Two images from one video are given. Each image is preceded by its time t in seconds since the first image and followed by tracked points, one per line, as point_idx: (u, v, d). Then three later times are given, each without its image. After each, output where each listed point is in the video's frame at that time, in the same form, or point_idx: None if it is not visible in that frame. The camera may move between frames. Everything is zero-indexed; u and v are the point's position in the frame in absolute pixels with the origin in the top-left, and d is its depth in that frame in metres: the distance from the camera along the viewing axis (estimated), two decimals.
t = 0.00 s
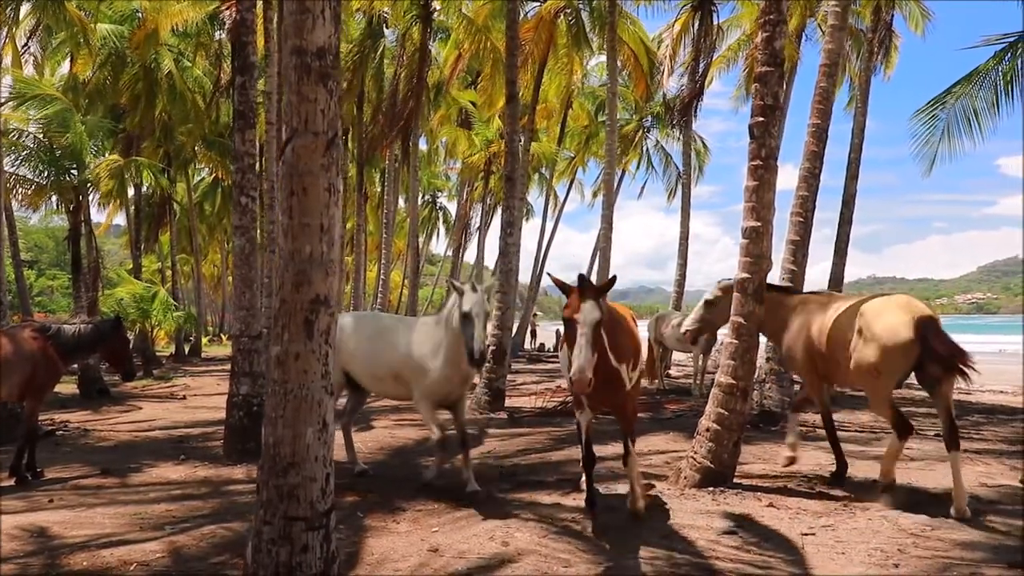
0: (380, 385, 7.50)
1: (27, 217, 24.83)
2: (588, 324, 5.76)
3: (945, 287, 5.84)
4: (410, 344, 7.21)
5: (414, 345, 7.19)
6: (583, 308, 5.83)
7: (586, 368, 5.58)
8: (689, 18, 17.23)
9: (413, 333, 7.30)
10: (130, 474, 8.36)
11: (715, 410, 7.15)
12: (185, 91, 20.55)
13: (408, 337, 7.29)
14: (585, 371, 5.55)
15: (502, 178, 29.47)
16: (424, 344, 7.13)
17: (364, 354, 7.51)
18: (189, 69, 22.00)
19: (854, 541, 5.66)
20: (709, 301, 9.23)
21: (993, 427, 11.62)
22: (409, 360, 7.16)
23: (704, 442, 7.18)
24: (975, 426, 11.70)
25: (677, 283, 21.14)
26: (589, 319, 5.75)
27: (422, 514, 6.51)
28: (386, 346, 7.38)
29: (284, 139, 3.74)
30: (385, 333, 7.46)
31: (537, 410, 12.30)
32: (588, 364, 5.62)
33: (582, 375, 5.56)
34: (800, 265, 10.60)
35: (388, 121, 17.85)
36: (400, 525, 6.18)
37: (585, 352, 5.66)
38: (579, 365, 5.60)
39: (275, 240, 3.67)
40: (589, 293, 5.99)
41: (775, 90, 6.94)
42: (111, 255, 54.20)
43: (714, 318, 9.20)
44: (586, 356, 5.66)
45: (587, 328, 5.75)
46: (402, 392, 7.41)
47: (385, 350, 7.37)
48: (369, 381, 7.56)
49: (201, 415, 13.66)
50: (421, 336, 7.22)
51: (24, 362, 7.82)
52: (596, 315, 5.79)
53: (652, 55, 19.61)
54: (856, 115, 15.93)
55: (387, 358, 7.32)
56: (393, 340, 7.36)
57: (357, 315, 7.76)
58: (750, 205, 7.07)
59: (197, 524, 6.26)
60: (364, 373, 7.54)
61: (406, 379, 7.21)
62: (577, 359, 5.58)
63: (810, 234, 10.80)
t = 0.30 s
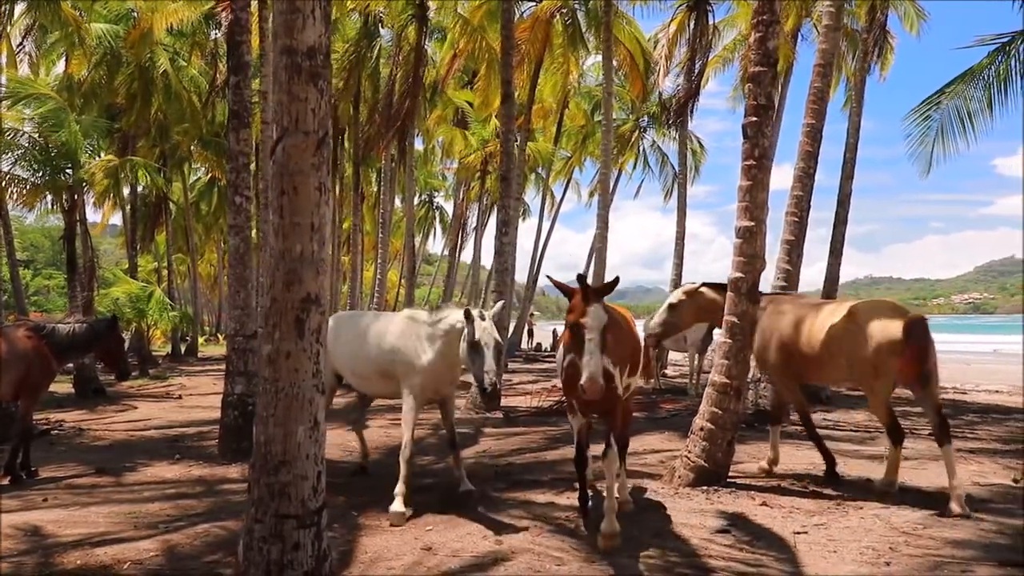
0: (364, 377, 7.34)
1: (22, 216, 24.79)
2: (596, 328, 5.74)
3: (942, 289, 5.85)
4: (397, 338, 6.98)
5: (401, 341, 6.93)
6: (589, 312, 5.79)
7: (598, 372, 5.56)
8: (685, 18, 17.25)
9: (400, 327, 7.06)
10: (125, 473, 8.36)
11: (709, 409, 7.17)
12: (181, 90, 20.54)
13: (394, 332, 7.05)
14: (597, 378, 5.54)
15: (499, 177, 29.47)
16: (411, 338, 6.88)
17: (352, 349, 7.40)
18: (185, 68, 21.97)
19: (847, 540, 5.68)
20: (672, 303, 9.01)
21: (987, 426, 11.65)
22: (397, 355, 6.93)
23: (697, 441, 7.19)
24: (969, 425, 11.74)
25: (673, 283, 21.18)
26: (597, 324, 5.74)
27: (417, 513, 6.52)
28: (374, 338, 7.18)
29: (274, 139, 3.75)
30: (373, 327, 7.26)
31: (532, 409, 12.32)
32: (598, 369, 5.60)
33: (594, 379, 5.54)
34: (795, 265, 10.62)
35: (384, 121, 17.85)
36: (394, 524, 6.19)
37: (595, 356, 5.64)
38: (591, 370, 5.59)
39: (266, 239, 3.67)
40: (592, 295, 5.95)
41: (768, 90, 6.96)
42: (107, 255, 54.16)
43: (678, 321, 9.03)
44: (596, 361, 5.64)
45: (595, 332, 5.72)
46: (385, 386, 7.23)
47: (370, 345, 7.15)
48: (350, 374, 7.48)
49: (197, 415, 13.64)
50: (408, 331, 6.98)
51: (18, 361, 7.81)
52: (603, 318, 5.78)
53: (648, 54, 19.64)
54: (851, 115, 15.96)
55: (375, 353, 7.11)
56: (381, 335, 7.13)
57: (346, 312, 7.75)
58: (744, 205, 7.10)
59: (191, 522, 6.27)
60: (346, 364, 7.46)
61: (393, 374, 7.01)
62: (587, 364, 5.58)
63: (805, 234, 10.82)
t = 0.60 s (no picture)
0: (357, 379, 7.24)
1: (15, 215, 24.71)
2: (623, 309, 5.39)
3: (935, 289, 5.86)
4: (384, 338, 6.85)
5: (388, 338, 6.79)
6: (613, 294, 5.42)
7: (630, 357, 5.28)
8: (679, 19, 17.28)
9: (389, 327, 6.94)
10: (118, 472, 8.36)
11: (701, 408, 7.20)
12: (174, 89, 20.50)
13: (384, 332, 6.93)
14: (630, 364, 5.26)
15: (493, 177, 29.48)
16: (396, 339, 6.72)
17: (341, 350, 7.31)
18: (179, 67, 21.93)
19: (838, 538, 5.70)
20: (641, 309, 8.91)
21: (979, 425, 11.71)
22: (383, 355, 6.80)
23: (690, 440, 7.22)
24: (962, 424, 11.79)
25: (668, 283, 21.21)
26: (623, 307, 5.37)
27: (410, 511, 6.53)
28: (364, 338, 7.07)
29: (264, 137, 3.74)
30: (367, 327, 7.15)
31: (527, 409, 12.34)
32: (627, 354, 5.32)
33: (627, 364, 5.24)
34: (788, 265, 10.66)
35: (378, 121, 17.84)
36: (387, 522, 6.20)
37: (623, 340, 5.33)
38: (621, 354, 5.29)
39: (256, 237, 3.67)
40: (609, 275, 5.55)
41: (760, 91, 7.00)
42: (102, 254, 54.07)
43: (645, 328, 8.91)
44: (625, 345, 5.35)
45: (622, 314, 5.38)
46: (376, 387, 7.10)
47: (360, 344, 7.05)
48: (344, 375, 7.40)
49: (191, 414, 13.63)
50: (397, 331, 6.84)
51: (10, 360, 7.79)
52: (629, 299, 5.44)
53: (642, 54, 19.69)
54: (844, 115, 16.01)
55: (362, 352, 7.00)
56: (369, 334, 7.03)
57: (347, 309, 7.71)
58: (735, 205, 7.13)
59: (184, 521, 6.28)
60: (339, 366, 7.37)
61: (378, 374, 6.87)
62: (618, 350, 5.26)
63: (797, 234, 10.85)
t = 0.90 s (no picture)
0: (357, 382, 6.94)
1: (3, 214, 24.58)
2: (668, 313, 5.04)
3: (922, 289, 5.90)
4: (380, 335, 6.55)
5: (383, 336, 6.49)
6: (658, 294, 5.05)
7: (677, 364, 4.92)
8: (670, 20, 17.35)
9: (386, 324, 6.63)
10: (107, 471, 8.35)
11: (690, 407, 7.24)
12: (164, 88, 20.45)
13: (381, 330, 6.63)
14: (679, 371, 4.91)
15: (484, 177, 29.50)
16: (391, 335, 6.41)
17: (343, 349, 7.05)
18: (169, 66, 21.85)
19: (824, 535, 5.75)
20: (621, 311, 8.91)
21: (965, 425, 11.81)
22: (376, 354, 6.48)
23: (679, 438, 7.27)
24: (948, 423, 11.88)
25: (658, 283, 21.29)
26: (668, 310, 5.02)
27: (399, 510, 6.54)
28: (363, 338, 6.80)
29: (253, 135, 3.75)
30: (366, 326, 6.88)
31: (516, 408, 12.37)
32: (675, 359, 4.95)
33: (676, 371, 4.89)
34: (777, 265, 10.73)
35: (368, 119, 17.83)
36: (377, 521, 6.20)
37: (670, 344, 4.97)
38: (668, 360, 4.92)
39: (246, 236, 3.68)
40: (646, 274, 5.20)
41: (748, 91, 7.04)
42: (91, 252, 53.83)
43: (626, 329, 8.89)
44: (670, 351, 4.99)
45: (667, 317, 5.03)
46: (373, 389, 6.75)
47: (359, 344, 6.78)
48: (345, 378, 7.11)
49: (181, 413, 13.59)
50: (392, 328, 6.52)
51: None
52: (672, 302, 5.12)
53: (632, 55, 19.76)
54: (833, 116, 16.13)
55: (360, 351, 6.72)
56: (367, 333, 6.75)
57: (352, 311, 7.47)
58: (724, 206, 7.18)
59: (173, 519, 6.27)
60: (340, 368, 7.10)
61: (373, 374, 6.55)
62: (666, 356, 4.88)
63: (786, 234, 10.91)
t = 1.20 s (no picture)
0: (352, 387, 6.11)
1: None
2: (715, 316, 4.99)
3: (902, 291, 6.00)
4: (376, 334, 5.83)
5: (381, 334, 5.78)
6: (709, 296, 4.98)
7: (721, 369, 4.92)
8: (655, 22, 17.47)
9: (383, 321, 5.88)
10: (90, 471, 8.31)
11: (673, 406, 7.29)
12: (148, 86, 20.34)
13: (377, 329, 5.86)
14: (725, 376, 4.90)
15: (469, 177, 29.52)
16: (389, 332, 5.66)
17: (334, 355, 6.32)
18: (153, 63, 21.72)
19: (805, 532, 5.82)
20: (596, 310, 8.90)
21: (944, 424, 11.97)
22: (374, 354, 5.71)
23: (662, 437, 7.33)
24: (927, 422, 12.04)
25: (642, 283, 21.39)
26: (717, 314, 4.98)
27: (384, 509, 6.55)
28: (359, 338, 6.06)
29: (242, 134, 3.77)
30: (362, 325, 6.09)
31: (501, 408, 12.40)
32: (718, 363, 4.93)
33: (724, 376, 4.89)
34: (760, 266, 10.82)
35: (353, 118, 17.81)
36: (361, 519, 6.22)
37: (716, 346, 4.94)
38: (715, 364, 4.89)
39: (234, 234, 3.69)
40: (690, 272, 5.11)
41: (732, 93, 7.11)
42: (72, 251, 53.28)
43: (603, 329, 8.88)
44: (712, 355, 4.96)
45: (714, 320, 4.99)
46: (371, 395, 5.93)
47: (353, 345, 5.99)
48: (342, 383, 6.29)
49: (163, 413, 13.52)
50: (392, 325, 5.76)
51: None
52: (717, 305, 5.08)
53: (617, 56, 19.87)
54: (815, 118, 16.28)
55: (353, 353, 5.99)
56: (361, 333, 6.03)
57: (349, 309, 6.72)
58: (707, 206, 7.23)
59: (157, 519, 6.25)
60: (335, 372, 6.28)
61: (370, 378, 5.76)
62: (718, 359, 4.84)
63: (769, 235, 11.01)
